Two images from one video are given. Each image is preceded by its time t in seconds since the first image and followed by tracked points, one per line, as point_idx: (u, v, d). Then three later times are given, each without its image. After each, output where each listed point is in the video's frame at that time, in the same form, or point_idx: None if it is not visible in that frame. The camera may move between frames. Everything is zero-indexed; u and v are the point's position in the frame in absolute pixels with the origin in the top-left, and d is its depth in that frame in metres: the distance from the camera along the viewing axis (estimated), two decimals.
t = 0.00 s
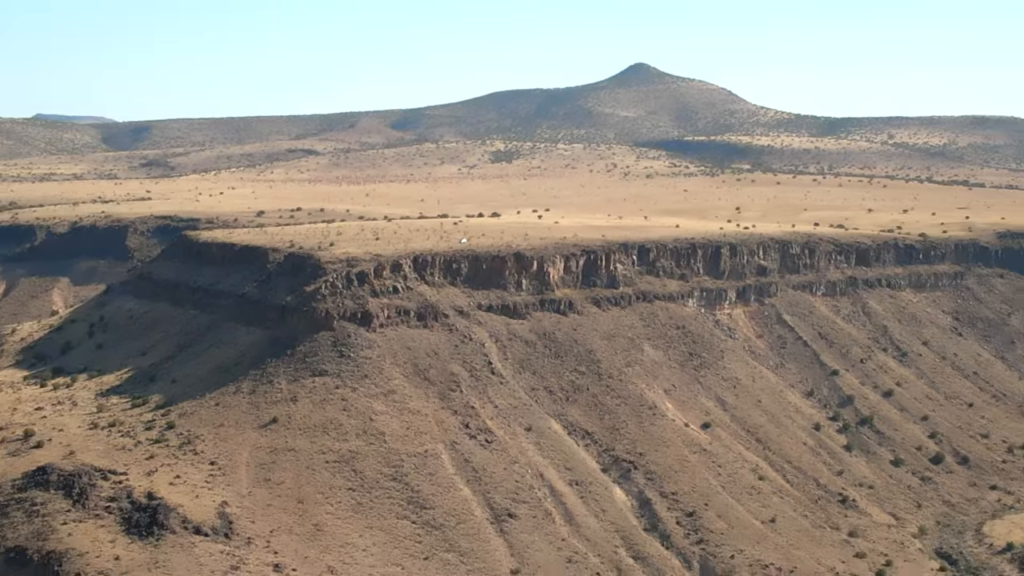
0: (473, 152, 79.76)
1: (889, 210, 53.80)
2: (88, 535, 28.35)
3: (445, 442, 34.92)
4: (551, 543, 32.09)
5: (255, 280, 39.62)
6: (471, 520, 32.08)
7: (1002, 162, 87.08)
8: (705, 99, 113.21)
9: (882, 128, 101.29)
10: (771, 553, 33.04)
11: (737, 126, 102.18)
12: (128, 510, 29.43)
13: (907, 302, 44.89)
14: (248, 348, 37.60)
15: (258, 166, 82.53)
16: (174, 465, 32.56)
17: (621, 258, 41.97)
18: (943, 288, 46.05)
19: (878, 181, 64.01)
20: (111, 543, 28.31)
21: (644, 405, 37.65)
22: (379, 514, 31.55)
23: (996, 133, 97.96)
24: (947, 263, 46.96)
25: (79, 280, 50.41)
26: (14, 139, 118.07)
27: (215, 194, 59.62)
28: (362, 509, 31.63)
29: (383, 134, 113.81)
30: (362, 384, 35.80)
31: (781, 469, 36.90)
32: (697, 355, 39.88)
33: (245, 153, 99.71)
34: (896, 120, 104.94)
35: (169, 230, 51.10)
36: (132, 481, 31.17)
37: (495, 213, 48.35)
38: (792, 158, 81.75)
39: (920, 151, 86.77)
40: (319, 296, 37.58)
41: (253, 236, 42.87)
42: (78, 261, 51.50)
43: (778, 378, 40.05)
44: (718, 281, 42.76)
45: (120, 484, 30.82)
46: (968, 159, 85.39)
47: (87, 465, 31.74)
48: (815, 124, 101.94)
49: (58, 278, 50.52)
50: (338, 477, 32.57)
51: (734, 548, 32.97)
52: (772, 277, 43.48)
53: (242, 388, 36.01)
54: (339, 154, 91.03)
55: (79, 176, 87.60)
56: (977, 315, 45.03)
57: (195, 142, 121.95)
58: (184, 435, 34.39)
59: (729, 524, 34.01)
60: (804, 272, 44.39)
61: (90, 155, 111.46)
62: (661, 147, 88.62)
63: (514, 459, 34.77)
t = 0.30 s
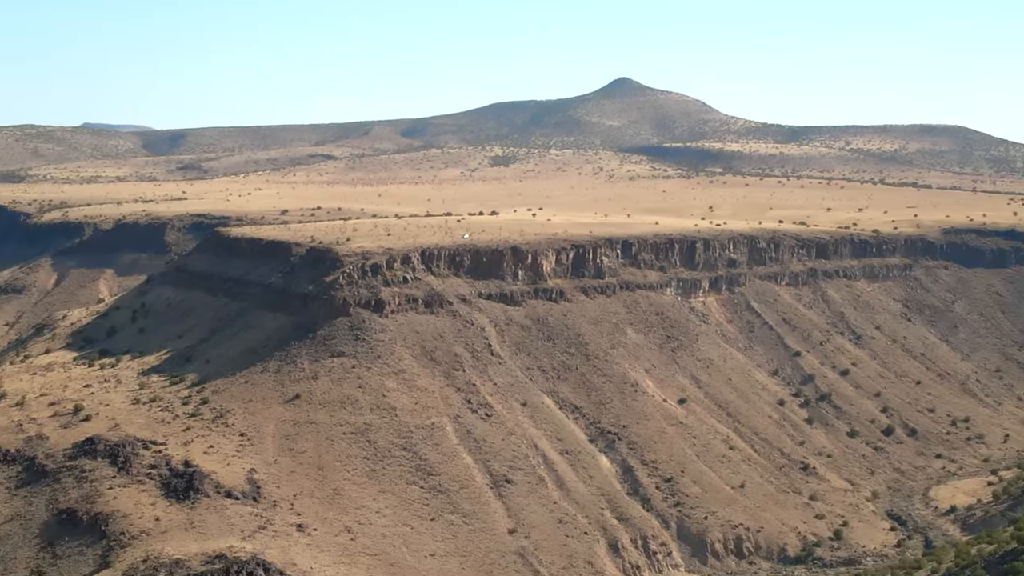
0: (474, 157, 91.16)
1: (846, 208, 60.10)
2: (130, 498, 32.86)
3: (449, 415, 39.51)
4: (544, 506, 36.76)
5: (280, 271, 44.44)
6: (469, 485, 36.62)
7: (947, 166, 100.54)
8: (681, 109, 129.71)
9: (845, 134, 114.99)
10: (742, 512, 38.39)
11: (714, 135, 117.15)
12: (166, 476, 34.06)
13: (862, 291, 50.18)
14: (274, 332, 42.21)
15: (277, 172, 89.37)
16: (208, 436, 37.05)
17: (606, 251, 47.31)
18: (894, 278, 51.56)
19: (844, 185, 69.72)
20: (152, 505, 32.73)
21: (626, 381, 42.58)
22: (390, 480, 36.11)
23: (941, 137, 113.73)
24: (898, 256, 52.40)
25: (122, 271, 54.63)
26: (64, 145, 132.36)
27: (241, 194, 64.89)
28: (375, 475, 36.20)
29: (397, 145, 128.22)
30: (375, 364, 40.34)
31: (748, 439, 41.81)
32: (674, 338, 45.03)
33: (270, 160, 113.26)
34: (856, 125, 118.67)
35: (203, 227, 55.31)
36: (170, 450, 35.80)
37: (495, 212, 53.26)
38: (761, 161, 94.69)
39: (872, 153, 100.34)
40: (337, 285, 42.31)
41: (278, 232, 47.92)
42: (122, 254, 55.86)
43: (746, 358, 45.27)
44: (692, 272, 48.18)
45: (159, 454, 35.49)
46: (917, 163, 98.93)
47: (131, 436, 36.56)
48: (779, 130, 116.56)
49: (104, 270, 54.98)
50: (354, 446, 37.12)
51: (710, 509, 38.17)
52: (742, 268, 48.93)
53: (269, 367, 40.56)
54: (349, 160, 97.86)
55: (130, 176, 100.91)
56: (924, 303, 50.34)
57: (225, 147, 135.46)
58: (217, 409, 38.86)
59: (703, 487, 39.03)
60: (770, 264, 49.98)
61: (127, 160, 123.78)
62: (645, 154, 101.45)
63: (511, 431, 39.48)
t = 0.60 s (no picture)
0: (476, 161, 97.00)
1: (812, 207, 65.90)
2: (164, 468, 37.23)
3: (453, 394, 44.08)
4: (538, 475, 41.35)
5: (301, 265, 49.27)
6: (471, 458, 41.15)
7: (901, 169, 113.70)
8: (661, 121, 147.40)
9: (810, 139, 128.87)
10: (716, 481, 43.03)
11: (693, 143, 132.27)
12: (197, 448, 38.53)
13: (825, 282, 55.93)
14: (295, 319, 46.85)
15: (292, 175, 95.64)
16: (235, 412, 41.47)
17: (594, 246, 52.65)
18: (855, 271, 57.17)
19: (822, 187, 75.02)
20: (185, 474, 37.02)
21: (613, 362, 47.52)
22: (400, 452, 40.59)
23: (896, 145, 126.14)
24: (858, 250, 58.25)
25: (158, 264, 59.06)
26: (108, 151, 146.53)
27: (265, 194, 70.05)
28: (387, 448, 40.65)
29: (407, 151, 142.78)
30: (386, 347, 44.90)
31: (722, 414, 46.65)
32: (656, 324, 50.18)
33: (290, 164, 126.95)
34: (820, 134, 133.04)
35: (231, 224, 60.19)
36: (201, 425, 40.24)
37: (493, 210, 58.04)
38: (734, 163, 107.75)
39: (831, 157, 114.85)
40: (353, 277, 47.04)
41: (299, 229, 52.97)
42: (157, 249, 60.42)
43: (720, 342, 50.45)
44: (672, 264, 53.74)
45: (191, 429, 39.95)
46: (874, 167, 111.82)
47: (166, 413, 41.12)
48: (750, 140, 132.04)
49: (140, 263, 59.56)
50: (369, 421, 41.64)
51: (688, 478, 42.81)
52: (716, 262, 54.55)
53: (291, 350, 45.13)
54: (361, 165, 103.98)
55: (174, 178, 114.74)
56: (882, 293, 55.84)
57: (251, 152, 149.78)
58: (244, 388, 43.35)
59: (681, 459, 43.68)
60: (742, 258, 55.78)
61: (158, 166, 135.03)
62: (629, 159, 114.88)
63: (509, 408, 44.14)
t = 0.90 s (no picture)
0: (477, 164, 102.39)
1: (784, 207, 71.59)
2: (194, 444, 41.65)
3: (456, 377, 48.68)
4: (534, 450, 45.97)
5: (318, 259, 53.93)
6: (472, 434, 45.74)
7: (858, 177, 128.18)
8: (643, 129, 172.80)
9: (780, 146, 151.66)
10: (695, 456, 47.69)
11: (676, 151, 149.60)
12: (223, 426, 43.05)
13: (795, 275, 61.17)
14: (312, 308, 51.49)
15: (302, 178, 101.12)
16: (258, 393, 45.98)
17: (585, 242, 57.62)
18: (822, 264, 62.59)
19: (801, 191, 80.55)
20: (213, 450, 41.43)
21: (601, 347, 52.28)
22: (408, 429, 45.14)
23: (861, 150, 151.64)
24: (825, 246, 63.75)
25: (187, 258, 63.78)
26: (140, 156, 166.71)
27: (285, 194, 75.14)
28: (397, 425, 45.21)
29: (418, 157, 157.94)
30: (396, 334, 49.49)
31: (700, 395, 51.38)
32: (641, 313, 55.15)
33: (312, 168, 142.56)
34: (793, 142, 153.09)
35: (255, 223, 65.01)
36: (227, 405, 44.71)
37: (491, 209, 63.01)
38: (712, 168, 123.37)
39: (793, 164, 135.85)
40: (365, 270, 51.62)
41: (315, 227, 57.85)
42: (186, 245, 65.26)
43: (699, 330, 55.28)
44: (655, 259, 58.73)
45: (218, 408, 44.47)
46: (836, 171, 134.80)
47: (195, 394, 45.61)
48: (726, 148, 150.30)
49: (170, 256, 64.36)
50: (380, 400, 46.20)
51: (670, 453, 47.46)
52: (696, 256, 59.76)
53: (309, 336, 49.69)
54: (372, 168, 109.43)
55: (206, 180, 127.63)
56: (846, 284, 61.03)
57: (274, 159, 166.57)
58: (267, 371, 47.88)
59: (663, 436, 48.34)
60: (719, 253, 61.10)
61: (181, 172, 143.55)
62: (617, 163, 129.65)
63: (507, 389, 48.76)
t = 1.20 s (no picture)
0: (477, 166, 107.28)
1: (757, 207, 76.89)
2: (219, 423, 46.19)
3: (458, 362, 53.34)
4: (530, 429, 50.59)
5: (333, 254, 58.66)
6: (473, 414, 50.35)
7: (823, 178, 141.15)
8: (631, 133, 183.53)
9: (760, 149, 163.75)
10: (676, 434, 52.35)
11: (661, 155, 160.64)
12: (245, 407, 47.61)
13: (770, 269, 66.39)
14: (326, 299, 56.11)
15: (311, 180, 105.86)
16: (278, 376, 50.55)
17: (577, 237, 62.42)
18: (794, 259, 67.91)
19: (781, 196, 86.65)
20: (236, 428, 45.98)
21: (591, 335, 57.02)
22: (414, 409, 49.76)
23: (830, 154, 163.27)
24: (797, 242, 69.08)
25: (211, 253, 68.59)
26: (168, 158, 187.85)
27: (301, 194, 79.87)
28: (404, 406, 49.83)
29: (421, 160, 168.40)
30: (404, 322, 54.13)
31: (682, 378, 56.14)
32: (628, 303, 60.04)
33: (325, 170, 156.45)
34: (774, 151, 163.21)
35: (275, 220, 69.72)
36: (249, 387, 49.27)
37: (490, 208, 67.74)
38: (694, 170, 133.10)
39: (771, 166, 146.88)
40: (375, 263, 56.23)
41: (329, 224, 62.59)
42: (211, 241, 70.01)
43: (681, 320, 60.20)
44: (642, 254, 63.70)
45: (241, 390, 49.04)
46: (809, 172, 145.32)
47: (220, 377, 50.18)
48: (708, 152, 162.05)
49: (195, 252, 69.08)
50: (389, 383, 50.81)
51: (653, 431, 52.11)
52: (678, 252, 64.76)
53: (324, 324, 54.29)
54: (379, 170, 114.69)
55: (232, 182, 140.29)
56: (816, 277, 66.30)
57: (289, 162, 181.44)
58: (285, 356, 52.44)
59: (648, 416, 53.01)
60: (700, 249, 66.12)
61: (195, 176, 150.35)
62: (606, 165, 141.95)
63: (504, 373, 53.40)
